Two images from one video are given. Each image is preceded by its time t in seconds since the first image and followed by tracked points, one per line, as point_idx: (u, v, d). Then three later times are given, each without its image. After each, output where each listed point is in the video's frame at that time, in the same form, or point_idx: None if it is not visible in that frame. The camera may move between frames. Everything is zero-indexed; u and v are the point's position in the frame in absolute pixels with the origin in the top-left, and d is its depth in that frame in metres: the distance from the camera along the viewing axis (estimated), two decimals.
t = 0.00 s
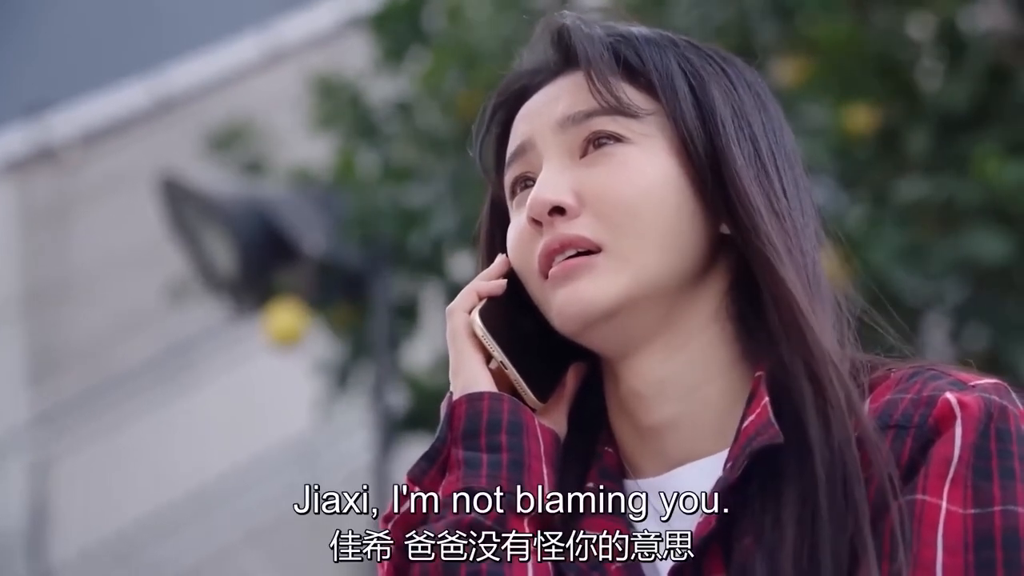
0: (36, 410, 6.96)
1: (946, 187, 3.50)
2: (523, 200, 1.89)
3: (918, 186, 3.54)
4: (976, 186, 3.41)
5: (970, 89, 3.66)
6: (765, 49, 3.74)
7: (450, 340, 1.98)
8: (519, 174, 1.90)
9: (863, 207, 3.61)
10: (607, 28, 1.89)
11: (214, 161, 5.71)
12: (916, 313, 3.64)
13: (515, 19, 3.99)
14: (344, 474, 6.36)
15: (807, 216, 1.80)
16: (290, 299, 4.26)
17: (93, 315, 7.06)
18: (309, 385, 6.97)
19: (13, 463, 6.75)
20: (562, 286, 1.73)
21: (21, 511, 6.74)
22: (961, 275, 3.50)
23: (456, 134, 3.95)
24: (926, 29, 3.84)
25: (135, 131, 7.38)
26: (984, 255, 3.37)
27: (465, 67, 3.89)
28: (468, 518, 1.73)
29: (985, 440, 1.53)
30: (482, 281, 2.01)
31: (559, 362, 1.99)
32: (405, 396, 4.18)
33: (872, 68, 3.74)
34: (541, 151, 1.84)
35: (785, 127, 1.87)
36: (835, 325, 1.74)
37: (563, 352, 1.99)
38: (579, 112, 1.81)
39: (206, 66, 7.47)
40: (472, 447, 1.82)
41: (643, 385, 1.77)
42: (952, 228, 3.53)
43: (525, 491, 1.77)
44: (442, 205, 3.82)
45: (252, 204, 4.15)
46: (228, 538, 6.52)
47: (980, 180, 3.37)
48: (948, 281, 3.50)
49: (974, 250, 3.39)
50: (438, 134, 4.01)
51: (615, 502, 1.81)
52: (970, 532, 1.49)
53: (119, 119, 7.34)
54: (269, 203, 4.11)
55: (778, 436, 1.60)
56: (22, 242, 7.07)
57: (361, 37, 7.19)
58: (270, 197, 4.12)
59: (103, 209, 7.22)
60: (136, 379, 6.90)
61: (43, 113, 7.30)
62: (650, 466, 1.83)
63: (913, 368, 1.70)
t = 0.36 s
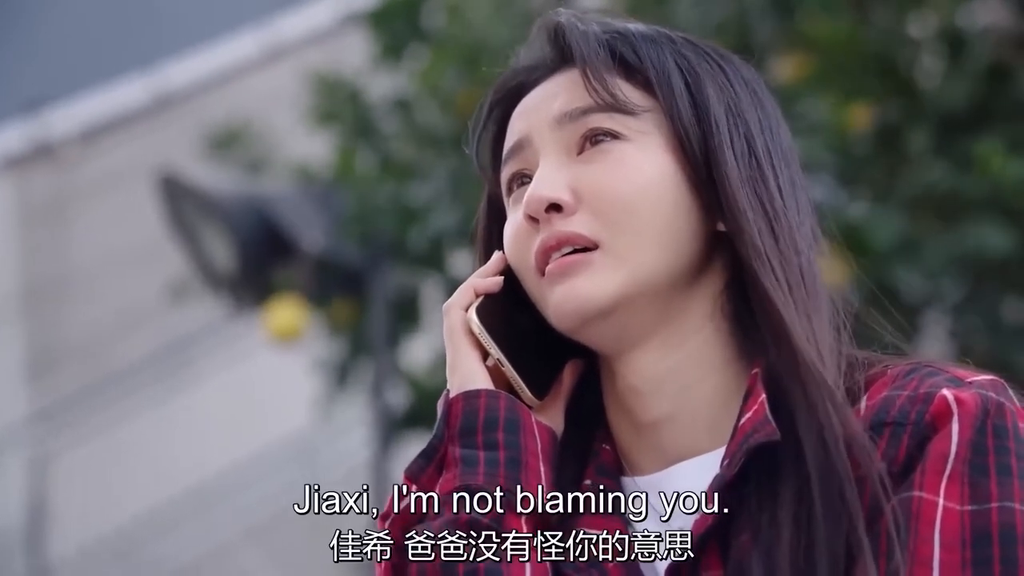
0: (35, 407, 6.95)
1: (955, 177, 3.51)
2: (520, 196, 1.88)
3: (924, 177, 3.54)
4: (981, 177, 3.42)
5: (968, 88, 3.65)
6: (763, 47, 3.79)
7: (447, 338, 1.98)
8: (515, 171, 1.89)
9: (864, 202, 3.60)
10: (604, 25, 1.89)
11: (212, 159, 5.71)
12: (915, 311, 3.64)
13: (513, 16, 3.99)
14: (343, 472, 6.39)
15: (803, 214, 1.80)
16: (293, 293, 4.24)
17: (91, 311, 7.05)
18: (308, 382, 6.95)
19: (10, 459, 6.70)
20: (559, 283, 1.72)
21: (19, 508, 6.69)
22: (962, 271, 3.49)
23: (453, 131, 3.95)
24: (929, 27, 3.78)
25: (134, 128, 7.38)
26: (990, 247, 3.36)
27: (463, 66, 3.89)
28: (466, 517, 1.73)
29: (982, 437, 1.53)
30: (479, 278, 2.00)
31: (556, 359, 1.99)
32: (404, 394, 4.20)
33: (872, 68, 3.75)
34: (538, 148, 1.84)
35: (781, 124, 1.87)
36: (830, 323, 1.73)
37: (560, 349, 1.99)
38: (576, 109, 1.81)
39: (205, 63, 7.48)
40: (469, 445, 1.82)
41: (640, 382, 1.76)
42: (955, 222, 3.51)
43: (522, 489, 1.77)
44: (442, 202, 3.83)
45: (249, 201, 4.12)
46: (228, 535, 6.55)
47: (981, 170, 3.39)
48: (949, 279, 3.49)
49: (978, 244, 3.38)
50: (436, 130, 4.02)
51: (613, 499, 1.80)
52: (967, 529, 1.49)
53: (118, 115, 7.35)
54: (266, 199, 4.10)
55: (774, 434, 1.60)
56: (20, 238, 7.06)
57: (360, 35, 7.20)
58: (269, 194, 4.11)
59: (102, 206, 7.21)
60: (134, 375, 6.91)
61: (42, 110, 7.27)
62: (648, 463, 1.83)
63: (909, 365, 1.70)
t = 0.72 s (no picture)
0: (35, 407, 6.95)
1: (950, 181, 3.49)
2: (520, 195, 1.88)
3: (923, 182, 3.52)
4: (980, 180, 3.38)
5: (967, 88, 3.61)
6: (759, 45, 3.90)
7: (447, 336, 1.98)
8: (515, 169, 1.89)
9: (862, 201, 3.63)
10: (603, 24, 1.89)
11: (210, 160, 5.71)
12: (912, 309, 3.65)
13: (511, 15, 3.99)
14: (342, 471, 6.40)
15: (803, 212, 1.80)
16: (293, 293, 4.23)
17: (92, 311, 7.05)
18: (306, 380, 6.94)
19: (8, 460, 6.75)
20: (558, 281, 1.72)
21: (18, 507, 6.72)
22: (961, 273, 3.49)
23: (453, 130, 3.95)
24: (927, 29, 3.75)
25: (132, 127, 7.36)
26: (985, 254, 3.37)
27: (462, 65, 3.89)
28: (464, 515, 1.73)
29: (982, 436, 1.53)
30: (479, 277, 2.00)
31: (555, 357, 1.98)
32: (403, 392, 4.20)
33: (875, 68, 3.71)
34: (538, 147, 1.84)
35: (781, 123, 1.87)
36: (829, 321, 1.73)
37: (558, 347, 1.99)
38: (576, 108, 1.81)
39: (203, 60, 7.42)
40: (468, 444, 1.82)
41: (639, 380, 1.76)
42: (954, 227, 3.51)
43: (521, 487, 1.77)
44: (443, 198, 3.84)
45: (249, 201, 4.12)
46: (228, 534, 6.56)
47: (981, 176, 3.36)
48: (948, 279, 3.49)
49: (975, 250, 3.39)
50: (435, 129, 4.03)
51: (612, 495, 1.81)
52: (966, 528, 1.49)
53: (116, 114, 7.33)
54: (264, 199, 4.09)
55: (774, 433, 1.60)
56: (18, 237, 7.07)
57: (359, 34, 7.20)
58: (269, 194, 4.10)
59: (101, 206, 7.21)
60: (133, 374, 6.91)
61: (41, 110, 7.27)
62: (647, 462, 1.82)
63: (909, 363, 1.69)
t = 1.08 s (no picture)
0: (35, 403, 6.94)
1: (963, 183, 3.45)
2: (520, 191, 1.88)
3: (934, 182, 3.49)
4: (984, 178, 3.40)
5: (968, 86, 3.62)
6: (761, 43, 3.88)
7: (447, 332, 1.98)
8: (515, 165, 1.89)
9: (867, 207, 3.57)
10: (604, 20, 1.89)
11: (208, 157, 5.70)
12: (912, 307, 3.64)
13: (511, 12, 3.99)
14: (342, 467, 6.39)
15: (804, 209, 1.79)
16: (293, 290, 4.22)
17: (91, 308, 7.06)
18: (308, 379, 6.95)
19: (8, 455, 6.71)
20: (558, 277, 1.72)
21: (20, 503, 6.67)
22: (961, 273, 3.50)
23: (453, 127, 3.96)
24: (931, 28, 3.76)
25: (131, 124, 7.34)
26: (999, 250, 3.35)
27: (461, 62, 3.90)
28: (464, 514, 1.74)
29: (981, 433, 1.53)
30: (479, 274, 2.00)
31: (554, 354, 1.98)
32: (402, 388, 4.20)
33: (876, 68, 3.72)
34: (539, 142, 1.84)
35: (781, 120, 1.86)
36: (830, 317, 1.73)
37: (556, 343, 1.99)
38: (576, 103, 1.81)
39: (201, 58, 7.44)
40: (468, 441, 1.82)
41: (639, 376, 1.76)
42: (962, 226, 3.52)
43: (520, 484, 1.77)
44: (444, 199, 3.88)
45: (249, 198, 4.10)
46: (228, 529, 6.55)
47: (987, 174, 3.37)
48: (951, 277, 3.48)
49: (988, 247, 3.37)
50: (434, 126, 4.04)
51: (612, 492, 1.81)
52: (966, 525, 1.49)
53: (114, 111, 7.31)
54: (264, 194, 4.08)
55: (773, 430, 1.59)
56: (18, 234, 7.06)
57: (358, 32, 7.20)
58: (268, 190, 4.09)
59: (101, 203, 7.21)
60: (132, 371, 6.91)
61: (40, 107, 7.24)
62: (647, 459, 1.82)
63: (909, 360, 1.69)
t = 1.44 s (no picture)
0: (35, 402, 6.84)
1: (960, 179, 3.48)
2: (522, 189, 1.88)
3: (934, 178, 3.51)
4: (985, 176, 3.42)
5: (969, 84, 3.64)
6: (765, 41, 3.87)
7: (448, 330, 1.98)
8: (517, 163, 1.89)
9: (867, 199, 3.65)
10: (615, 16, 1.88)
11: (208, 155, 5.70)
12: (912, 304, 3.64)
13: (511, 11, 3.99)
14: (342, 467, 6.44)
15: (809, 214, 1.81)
16: (294, 284, 4.24)
17: (94, 305, 7.03)
18: (305, 375, 7.02)
19: (8, 455, 6.64)
20: (559, 275, 1.72)
21: (20, 503, 6.61)
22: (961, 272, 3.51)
23: (455, 125, 3.97)
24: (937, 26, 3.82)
25: (132, 122, 7.32)
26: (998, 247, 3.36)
27: (461, 61, 3.90)
28: (464, 512, 1.74)
29: (983, 431, 1.53)
30: (481, 272, 2.00)
31: (556, 351, 1.98)
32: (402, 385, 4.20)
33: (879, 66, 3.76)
34: (541, 140, 1.84)
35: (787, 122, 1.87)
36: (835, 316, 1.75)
37: (558, 340, 1.98)
38: (579, 101, 1.81)
39: (200, 56, 7.43)
40: (469, 439, 1.82)
41: (639, 373, 1.76)
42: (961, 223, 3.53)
43: (521, 482, 1.77)
44: (444, 195, 3.88)
45: (249, 196, 4.10)
46: (228, 527, 6.57)
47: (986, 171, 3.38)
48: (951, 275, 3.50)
49: (987, 245, 3.38)
50: (434, 124, 4.04)
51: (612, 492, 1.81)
52: (967, 523, 1.49)
53: (113, 108, 7.26)
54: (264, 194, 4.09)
55: (774, 428, 1.60)
56: (18, 233, 7.00)
57: (358, 30, 7.22)
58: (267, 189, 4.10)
59: (101, 202, 7.20)
60: (133, 369, 6.89)
61: (40, 105, 7.16)
62: (648, 457, 1.82)
63: (911, 359, 1.70)
